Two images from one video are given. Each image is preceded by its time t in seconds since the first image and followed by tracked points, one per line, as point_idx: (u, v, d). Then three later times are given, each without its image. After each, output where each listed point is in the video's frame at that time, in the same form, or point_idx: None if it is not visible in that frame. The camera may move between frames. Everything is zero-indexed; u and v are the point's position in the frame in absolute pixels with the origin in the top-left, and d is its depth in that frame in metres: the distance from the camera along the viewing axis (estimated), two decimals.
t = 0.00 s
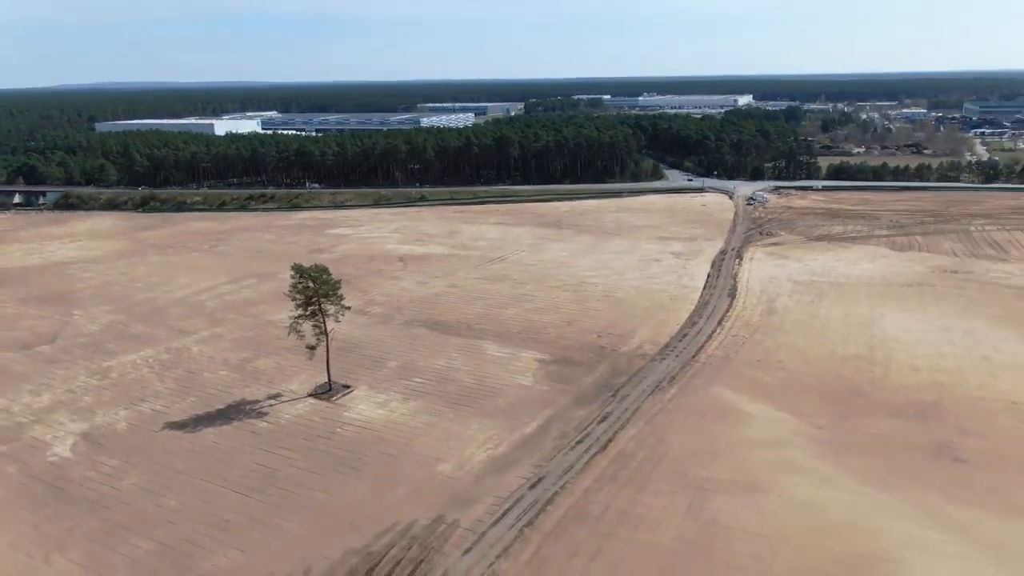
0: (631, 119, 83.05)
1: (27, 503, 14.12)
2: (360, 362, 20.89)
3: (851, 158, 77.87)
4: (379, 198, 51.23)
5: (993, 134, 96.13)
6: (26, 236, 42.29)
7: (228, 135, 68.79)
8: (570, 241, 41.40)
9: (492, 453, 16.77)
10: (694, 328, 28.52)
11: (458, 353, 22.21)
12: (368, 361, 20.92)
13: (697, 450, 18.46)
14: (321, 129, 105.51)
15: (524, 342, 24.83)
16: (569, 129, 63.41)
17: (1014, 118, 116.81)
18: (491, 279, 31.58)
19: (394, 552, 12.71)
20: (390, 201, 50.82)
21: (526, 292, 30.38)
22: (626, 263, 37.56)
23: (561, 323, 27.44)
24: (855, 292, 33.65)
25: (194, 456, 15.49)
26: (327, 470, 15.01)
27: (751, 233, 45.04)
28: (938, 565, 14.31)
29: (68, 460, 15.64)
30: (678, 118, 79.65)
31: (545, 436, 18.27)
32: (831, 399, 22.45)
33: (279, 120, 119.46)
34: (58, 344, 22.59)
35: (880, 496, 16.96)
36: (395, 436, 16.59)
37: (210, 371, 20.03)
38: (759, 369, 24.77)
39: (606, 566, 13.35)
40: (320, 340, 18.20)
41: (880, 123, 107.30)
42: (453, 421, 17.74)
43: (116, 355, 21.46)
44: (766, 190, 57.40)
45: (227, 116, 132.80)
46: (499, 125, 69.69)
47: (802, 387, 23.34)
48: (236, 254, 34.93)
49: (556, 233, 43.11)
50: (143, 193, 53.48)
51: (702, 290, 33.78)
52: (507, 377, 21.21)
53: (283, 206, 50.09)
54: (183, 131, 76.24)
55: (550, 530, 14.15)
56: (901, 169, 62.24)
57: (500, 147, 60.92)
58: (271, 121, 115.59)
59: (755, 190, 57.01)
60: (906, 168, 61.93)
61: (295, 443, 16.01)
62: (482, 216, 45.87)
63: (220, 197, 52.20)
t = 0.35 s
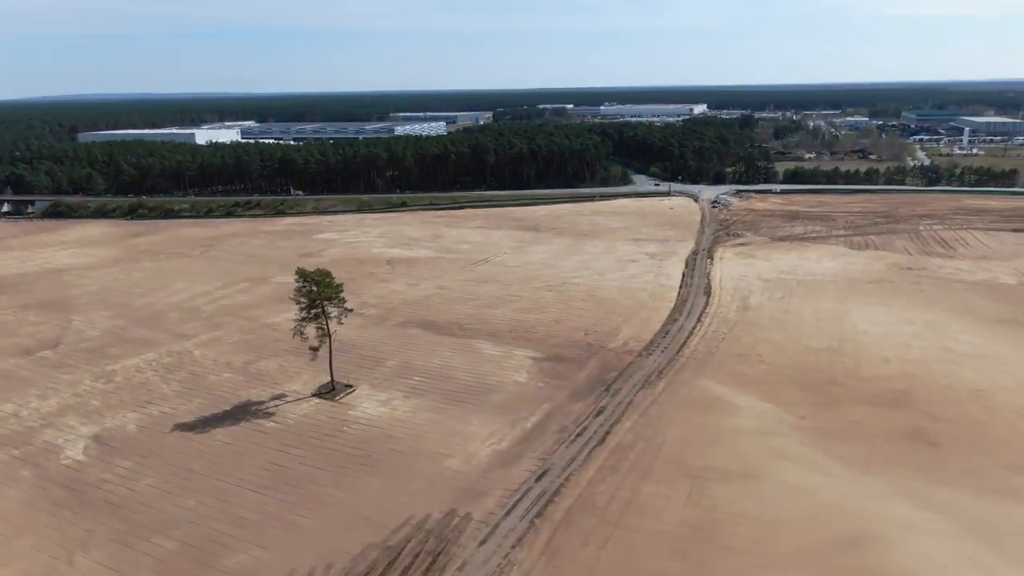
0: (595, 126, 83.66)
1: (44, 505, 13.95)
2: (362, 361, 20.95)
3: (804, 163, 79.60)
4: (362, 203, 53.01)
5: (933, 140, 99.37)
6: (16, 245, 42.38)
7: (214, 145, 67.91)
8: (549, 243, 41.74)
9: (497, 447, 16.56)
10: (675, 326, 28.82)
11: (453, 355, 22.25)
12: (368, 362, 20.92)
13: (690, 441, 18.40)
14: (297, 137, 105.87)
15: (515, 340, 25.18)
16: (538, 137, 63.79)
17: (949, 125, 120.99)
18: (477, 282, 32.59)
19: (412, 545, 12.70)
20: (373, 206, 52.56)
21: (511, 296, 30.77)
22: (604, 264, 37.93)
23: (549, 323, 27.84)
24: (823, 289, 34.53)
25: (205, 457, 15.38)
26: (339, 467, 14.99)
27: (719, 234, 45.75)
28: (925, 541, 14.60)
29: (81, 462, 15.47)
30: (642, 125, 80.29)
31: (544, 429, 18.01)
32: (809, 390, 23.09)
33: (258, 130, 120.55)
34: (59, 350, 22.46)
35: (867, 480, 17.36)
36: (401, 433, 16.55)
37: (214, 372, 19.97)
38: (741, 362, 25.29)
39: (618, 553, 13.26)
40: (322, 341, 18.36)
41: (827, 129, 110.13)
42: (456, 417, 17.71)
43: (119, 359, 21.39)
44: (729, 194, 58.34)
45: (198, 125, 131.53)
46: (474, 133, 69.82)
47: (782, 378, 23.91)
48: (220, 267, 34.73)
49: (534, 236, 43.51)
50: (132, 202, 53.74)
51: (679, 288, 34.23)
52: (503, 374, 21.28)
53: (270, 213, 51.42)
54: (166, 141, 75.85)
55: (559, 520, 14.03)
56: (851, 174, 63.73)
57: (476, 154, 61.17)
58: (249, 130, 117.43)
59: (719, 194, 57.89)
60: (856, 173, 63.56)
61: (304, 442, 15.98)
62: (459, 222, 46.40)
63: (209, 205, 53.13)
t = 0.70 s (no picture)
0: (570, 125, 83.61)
1: (38, 516, 13.27)
2: (357, 366, 20.48)
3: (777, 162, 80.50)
4: (338, 204, 52.93)
5: (897, 140, 101.41)
6: None
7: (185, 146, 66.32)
8: (532, 245, 41.45)
9: (499, 449, 15.75)
10: (663, 325, 28.63)
11: (446, 360, 21.81)
12: (360, 369, 20.32)
13: (693, 440, 17.35)
14: (267, 138, 104.79)
15: (505, 342, 25.08)
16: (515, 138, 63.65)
17: (911, 125, 123.70)
18: (461, 284, 32.92)
19: (422, 549, 12.20)
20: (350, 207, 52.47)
21: (497, 300, 30.48)
22: (588, 264, 37.72)
23: (538, 324, 27.56)
24: (805, 286, 34.74)
25: (200, 464, 14.73)
26: (341, 472, 14.46)
27: (699, 232, 45.98)
28: (938, 534, 14.04)
29: (74, 472, 14.75)
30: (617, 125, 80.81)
31: (543, 431, 17.01)
32: (801, 386, 23.04)
33: (224, 129, 120.09)
34: (41, 360, 21.70)
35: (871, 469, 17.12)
36: (401, 437, 15.97)
37: (204, 378, 19.29)
38: (733, 360, 25.14)
39: (631, 553, 12.42)
40: (316, 345, 17.93)
41: (794, 129, 111.80)
42: (456, 419, 17.10)
43: (105, 366, 20.70)
44: (706, 193, 58.53)
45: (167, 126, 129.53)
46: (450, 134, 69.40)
47: (775, 375, 23.81)
48: (198, 276, 33.88)
49: (515, 237, 43.36)
50: (102, 205, 52.34)
51: (665, 288, 34.12)
52: (498, 375, 20.80)
53: (245, 214, 50.81)
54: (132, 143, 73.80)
55: (567, 520, 13.21)
56: (824, 172, 64.59)
57: (453, 154, 60.72)
58: (216, 131, 116.18)
59: (696, 193, 58.04)
60: (829, 172, 64.43)
61: (303, 447, 15.40)
62: (437, 226, 46.14)
63: (182, 207, 52.17)
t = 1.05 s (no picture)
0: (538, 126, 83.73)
1: (29, 530, 12.68)
2: (346, 370, 20.04)
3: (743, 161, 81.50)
4: (310, 207, 52.29)
5: (857, 139, 103.42)
6: None
7: (146, 149, 64.73)
8: (509, 246, 41.21)
9: (499, 450, 15.34)
10: (649, 323, 28.52)
11: (436, 362, 21.43)
12: (349, 373, 19.84)
13: (690, 435, 16.54)
14: (230, 141, 103.15)
15: (494, 343, 24.79)
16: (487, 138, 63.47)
17: (869, 124, 126.36)
18: (442, 286, 32.59)
19: (431, 553, 11.84)
20: (322, 210, 51.89)
21: (481, 301, 30.17)
22: (568, 264, 37.59)
23: (524, 325, 27.30)
24: (783, 283, 35.02)
25: (194, 473, 14.23)
26: (341, 477, 14.07)
27: (674, 231, 46.20)
28: (945, 521, 13.90)
29: (62, 484, 14.14)
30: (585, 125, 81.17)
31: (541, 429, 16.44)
32: (790, 380, 23.07)
33: (184, 131, 118.45)
34: (16, 370, 20.89)
35: (867, 458, 17.06)
36: (399, 440, 15.56)
37: (189, 385, 18.68)
38: (720, 357, 25.11)
39: (642, 551, 12.07)
40: (306, 349, 17.47)
41: (757, 129, 113.33)
42: (452, 420, 16.69)
43: (85, 374, 19.97)
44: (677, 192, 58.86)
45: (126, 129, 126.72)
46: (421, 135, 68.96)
47: (763, 371, 23.82)
48: (171, 282, 33.00)
49: (492, 238, 43.12)
50: (65, 210, 50.96)
51: (646, 286, 34.09)
52: (490, 375, 20.45)
53: (214, 217, 49.90)
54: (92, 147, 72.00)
55: (575, 519, 12.86)
56: (790, 171, 65.47)
57: (425, 155, 60.29)
58: (178, 133, 113.99)
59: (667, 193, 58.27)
60: (795, 170, 65.30)
61: (299, 453, 14.97)
62: (413, 229, 45.73)
63: (149, 211, 51.05)
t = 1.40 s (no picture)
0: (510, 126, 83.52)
1: (22, 544, 12.24)
2: (336, 373, 19.72)
3: (713, 161, 82.10)
4: (283, 210, 51.74)
5: (822, 138, 104.97)
6: None
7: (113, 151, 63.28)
8: (488, 246, 41.04)
9: (500, 450, 15.16)
10: (636, 322, 28.46)
11: (426, 363, 21.17)
12: (340, 376, 19.55)
13: (687, 432, 16.47)
14: (195, 142, 101.50)
15: (483, 344, 24.57)
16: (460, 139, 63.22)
17: (832, 123, 128.36)
18: (425, 288, 32.30)
19: (441, 556, 11.65)
20: (296, 212, 51.37)
21: (466, 302, 29.96)
22: (549, 264, 37.52)
23: (511, 325, 27.14)
24: (763, 280, 35.27)
25: (190, 481, 13.89)
26: (341, 482, 13.81)
27: (652, 230, 46.36)
28: (946, 510, 13.99)
29: (54, 495, 13.68)
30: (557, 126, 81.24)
31: (540, 429, 16.26)
32: (780, 376, 23.16)
33: (148, 133, 116.10)
34: None
35: (862, 449, 17.13)
36: (397, 443, 15.32)
37: (177, 391, 18.25)
38: (708, 353, 25.18)
39: (651, 548, 11.97)
40: (299, 353, 17.26)
41: (725, 128, 114.31)
42: (449, 422, 16.48)
43: (65, 383, 19.40)
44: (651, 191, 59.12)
45: (88, 131, 123.90)
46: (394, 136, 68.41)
47: (752, 367, 23.90)
48: (147, 287, 32.29)
49: (471, 239, 42.93)
50: (31, 214, 49.74)
51: (629, 285, 34.10)
52: (483, 376, 20.27)
53: (185, 221, 49.10)
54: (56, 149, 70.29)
55: (582, 518, 12.73)
56: (760, 170, 66.10)
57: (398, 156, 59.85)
58: (141, 136, 111.90)
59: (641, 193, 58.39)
60: (765, 169, 65.97)
61: (297, 458, 14.68)
62: (391, 231, 45.37)
63: (118, 215, 50.05)
